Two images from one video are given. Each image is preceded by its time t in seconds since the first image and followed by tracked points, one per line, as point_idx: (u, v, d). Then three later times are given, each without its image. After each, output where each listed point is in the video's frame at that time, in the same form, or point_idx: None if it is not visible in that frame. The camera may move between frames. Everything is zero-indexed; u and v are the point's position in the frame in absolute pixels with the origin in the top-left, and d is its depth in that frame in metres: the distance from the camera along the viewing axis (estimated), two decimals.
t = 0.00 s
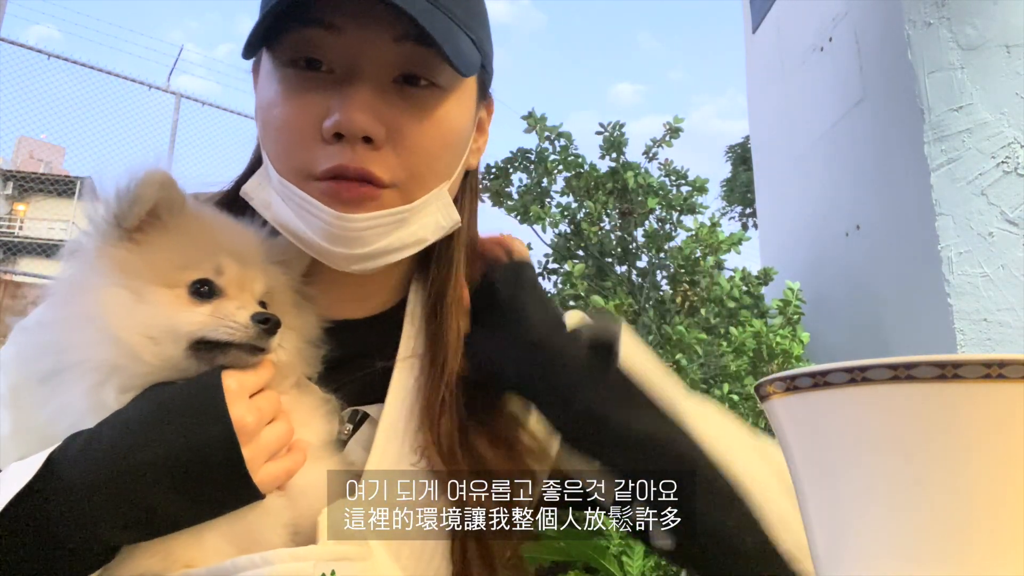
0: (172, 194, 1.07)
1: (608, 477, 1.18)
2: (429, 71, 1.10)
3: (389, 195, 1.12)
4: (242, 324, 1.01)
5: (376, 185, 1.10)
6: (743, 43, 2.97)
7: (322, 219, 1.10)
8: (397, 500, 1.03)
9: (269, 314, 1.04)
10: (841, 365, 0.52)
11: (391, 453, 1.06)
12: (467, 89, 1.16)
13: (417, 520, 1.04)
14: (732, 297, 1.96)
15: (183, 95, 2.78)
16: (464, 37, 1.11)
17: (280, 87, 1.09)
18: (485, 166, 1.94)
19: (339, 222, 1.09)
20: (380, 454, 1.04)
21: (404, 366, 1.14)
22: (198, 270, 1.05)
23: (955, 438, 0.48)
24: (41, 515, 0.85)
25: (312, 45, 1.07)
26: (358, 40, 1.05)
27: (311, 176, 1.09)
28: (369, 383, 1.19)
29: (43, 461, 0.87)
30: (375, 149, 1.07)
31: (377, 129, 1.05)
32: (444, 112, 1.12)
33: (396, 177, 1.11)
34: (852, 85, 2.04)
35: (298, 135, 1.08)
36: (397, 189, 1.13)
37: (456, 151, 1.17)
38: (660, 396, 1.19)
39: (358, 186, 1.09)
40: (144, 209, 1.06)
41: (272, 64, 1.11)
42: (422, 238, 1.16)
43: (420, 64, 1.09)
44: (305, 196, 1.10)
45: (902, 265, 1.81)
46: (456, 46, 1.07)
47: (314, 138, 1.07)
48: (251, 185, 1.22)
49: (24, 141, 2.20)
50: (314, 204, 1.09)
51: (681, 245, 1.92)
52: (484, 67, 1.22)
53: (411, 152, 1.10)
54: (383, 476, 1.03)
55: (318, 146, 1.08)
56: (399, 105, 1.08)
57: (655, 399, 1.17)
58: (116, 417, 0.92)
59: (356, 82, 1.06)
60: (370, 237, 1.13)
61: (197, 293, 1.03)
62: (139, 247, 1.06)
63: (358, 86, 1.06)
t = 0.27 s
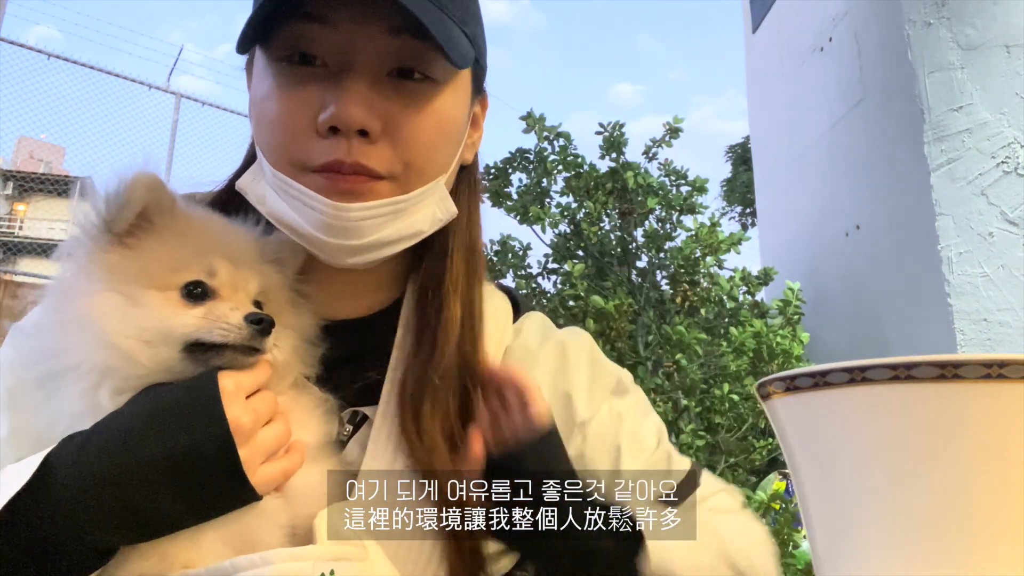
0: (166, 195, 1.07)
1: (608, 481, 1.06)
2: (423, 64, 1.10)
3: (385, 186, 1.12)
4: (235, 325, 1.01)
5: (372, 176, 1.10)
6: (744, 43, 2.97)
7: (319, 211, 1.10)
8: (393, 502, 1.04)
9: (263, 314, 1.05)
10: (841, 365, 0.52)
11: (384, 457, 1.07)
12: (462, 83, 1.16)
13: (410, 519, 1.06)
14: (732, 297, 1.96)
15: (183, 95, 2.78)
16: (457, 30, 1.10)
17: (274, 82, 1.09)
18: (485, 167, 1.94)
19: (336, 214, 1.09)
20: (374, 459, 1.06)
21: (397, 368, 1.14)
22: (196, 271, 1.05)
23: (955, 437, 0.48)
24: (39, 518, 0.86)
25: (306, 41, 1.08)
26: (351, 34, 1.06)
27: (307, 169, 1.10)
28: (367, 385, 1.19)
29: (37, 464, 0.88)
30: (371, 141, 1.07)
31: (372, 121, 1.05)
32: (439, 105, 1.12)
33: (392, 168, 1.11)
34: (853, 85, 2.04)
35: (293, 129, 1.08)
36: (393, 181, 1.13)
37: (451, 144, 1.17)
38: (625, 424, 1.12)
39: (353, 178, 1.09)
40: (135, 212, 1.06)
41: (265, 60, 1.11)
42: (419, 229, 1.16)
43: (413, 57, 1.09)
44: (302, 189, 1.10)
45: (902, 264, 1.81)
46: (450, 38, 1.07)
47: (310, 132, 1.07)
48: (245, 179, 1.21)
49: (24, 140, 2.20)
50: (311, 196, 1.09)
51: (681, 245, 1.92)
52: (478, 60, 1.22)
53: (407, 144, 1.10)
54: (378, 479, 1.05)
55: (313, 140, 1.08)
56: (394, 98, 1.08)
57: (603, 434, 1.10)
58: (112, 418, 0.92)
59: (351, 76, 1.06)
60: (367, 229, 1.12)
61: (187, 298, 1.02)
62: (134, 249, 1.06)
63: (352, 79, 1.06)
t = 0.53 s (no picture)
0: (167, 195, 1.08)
1: (607, 482, 1.12)
2: (423, 60, 1.10)
3: (385, 180, 1.13)
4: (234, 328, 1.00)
5: (372, 170, 1.10)
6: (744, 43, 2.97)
7: (320, 204, 1.10)
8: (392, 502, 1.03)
9: (234, 316, 1.01)
10: (841, 365, 0.52)
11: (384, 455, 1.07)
12: (462, 81, 1.17)
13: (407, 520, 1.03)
14: (732, 297, 1.97)
15: (183, 96, 2.78)
16: (458, 29, 1.11)
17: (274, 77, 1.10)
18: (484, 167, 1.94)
19: (336, 206, 1.09)
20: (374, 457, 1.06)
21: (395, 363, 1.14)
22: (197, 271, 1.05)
23: (955, 436, 0.48)
24: (41, 519, 0.85)
25: (307, 36, 1.08)
26: (352, 31, 1.07)
27: (308, 162, 1.10)
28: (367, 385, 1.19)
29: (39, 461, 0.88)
30: (371, 134, 1.07)
31: (372, 114, 1.05)
32: (440, 100, 1.12)
33: (392, 162, 1.11)
34: (853, 85, 2.04)
35: (293, 123, 1.09)
36: (393, 175, 1.13)
37: (451, 140, 1.17)
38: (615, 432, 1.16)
39: (353, 171, 1.09)
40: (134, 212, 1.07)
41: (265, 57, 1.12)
42: (419, 224, 1.16)
43: (414, 53, 1.09)
44: (302, 182, 1.10)
45: (902, 264, 1.81)
46: (452, 36, 1.08)
47: (310, 125, 1.07)
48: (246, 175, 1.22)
49: (24, 141, 2.20)
50: (312, 188, 1.09)
51: (681, 245, 1.92)
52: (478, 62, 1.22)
53: (408, 138, 1.11)
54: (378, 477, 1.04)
55: (314, 133, 1.08)
56: (394, 92, 1.08)
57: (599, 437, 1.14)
58: (113, 417, 0.92)
59: (351, 71, 1.07)
60: (367, 222, 1.12)
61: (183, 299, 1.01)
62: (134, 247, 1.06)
63: (352, 73, 1.07)
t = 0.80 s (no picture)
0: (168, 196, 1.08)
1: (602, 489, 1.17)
2: (427, 66, 1.10)
3: (386, 182, 1.12)
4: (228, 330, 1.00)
5: (374, 173, 1.10)
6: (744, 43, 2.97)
7: (321, 205, 1.09)
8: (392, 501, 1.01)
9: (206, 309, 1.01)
10: (841, 365, 0.52)
11: (389, 451, 1.05)
12: (461, 86, 1.18)
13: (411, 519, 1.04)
14: (732, 297, 1.97)
15: (184, 96, 2.78)
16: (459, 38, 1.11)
17: (276, 79, 1.09)
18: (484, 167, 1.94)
19: (339, 206, 1.08)
20: (380, 452, 1.04)
21: (406, 365, 1.14)
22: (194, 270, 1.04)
23: (955, 436, 0.48)
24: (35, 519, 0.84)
25: (310, 39, 1.07)
26: (358, 36, 1.06)
27: (310, 164, 1.09)
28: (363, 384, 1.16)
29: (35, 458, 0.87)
30: (374, 137, 1.07)
31: (376, 119, 1.06)
32: (440, 104, 1.13)
33: (393, 165, 1.11)
34: (853, 85, 2.04)
35: (295, 126, 1.08)
36: (394, 177, 1.13)
37: (450, 144, 1.18)
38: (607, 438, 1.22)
39: (355, 173, 1.09)
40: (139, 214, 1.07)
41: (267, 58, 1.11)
42: (417, 225, 1.16)
43: (418, 59, 1.09)
44: (304, 183, 1.09)
45: (902, 263, 1.81)
46: (456, 45, 1.09)
47: (312, 127, 1.07)
48: (244, 173, 1.20)
49: (24, 141, 2.20)
50: (314, 190, 1.08)
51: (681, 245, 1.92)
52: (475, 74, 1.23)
53: (409, 142, 1.11)
54: (378, 478, 1.02)
55: (316, 135, 1.08)
56: (397, 96, 1.09)
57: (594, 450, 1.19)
58: (105, 416, 0.92)
59: (355, 74, 1.07)
60: (368, 224, 1.11)
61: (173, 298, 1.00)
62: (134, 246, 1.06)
63: (356, 77, 1.07)
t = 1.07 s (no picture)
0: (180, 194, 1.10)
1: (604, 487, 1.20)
2: (442, 83, 1.11)
3: (396, 202, 1.15)
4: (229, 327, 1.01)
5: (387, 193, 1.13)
6: (744, 43, 2.97)
7: (336, 226, 1.12)
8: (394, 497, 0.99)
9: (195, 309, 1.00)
10: (841, 365, 0.52)
11: (393, 447, 1.04)
12: (469, 100, 1.19)
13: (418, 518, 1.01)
14: (732, 297, 1.96)
15: (184, 96, 2.78)
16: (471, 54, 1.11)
17: (292, 92, 1.08)
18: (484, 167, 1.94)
19: (353, 231, 1.12)
20: (382, 450, 1.03)
21: (408, 364, 1.13)
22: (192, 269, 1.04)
23: (957, 436, 0.48)
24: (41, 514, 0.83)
25: (327, 52, 1.06)
26: (378, 55, 1.06)
27: (325, 180, 1.11)
28: (362, 381, 1.17)
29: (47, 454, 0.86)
30: (390, 155, 1.09)
31: (393, 138, 1.07)
32: (451, 120, 1.15)
33: (406, 182, 1.14)
34: (853, 85, 2.04)
35: (311, 140, 1.09)
36: (405, 197, 1.15)
37: (455, 157, 1.21)
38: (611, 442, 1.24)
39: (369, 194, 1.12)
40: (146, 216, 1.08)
41: (281, 68, 1.10)
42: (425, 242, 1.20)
43: (435, 78, 1.10)
44: (319, 204, 1.11)
45: (902, 262, 1.81)
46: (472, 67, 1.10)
47: (329, 142, 1.08)
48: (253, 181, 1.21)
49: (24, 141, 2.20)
50: (330, 212, 1.11)
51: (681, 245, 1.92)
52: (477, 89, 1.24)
53: (422, 159, 1.13)
54: (379, 475, 1.01)
55: (332, 151, 1.08)
56: (412, 114, 1.10)
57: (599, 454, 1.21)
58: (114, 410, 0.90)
59: (372, 91, 1.07)
60: (379, 243, 1.15)
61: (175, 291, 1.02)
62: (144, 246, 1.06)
63: (375, 95, 1.07)
